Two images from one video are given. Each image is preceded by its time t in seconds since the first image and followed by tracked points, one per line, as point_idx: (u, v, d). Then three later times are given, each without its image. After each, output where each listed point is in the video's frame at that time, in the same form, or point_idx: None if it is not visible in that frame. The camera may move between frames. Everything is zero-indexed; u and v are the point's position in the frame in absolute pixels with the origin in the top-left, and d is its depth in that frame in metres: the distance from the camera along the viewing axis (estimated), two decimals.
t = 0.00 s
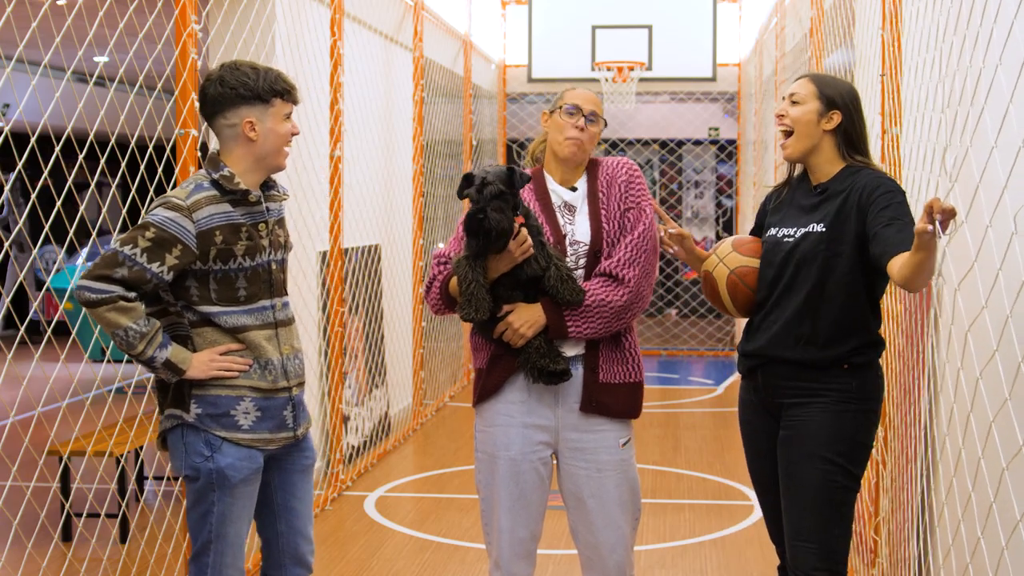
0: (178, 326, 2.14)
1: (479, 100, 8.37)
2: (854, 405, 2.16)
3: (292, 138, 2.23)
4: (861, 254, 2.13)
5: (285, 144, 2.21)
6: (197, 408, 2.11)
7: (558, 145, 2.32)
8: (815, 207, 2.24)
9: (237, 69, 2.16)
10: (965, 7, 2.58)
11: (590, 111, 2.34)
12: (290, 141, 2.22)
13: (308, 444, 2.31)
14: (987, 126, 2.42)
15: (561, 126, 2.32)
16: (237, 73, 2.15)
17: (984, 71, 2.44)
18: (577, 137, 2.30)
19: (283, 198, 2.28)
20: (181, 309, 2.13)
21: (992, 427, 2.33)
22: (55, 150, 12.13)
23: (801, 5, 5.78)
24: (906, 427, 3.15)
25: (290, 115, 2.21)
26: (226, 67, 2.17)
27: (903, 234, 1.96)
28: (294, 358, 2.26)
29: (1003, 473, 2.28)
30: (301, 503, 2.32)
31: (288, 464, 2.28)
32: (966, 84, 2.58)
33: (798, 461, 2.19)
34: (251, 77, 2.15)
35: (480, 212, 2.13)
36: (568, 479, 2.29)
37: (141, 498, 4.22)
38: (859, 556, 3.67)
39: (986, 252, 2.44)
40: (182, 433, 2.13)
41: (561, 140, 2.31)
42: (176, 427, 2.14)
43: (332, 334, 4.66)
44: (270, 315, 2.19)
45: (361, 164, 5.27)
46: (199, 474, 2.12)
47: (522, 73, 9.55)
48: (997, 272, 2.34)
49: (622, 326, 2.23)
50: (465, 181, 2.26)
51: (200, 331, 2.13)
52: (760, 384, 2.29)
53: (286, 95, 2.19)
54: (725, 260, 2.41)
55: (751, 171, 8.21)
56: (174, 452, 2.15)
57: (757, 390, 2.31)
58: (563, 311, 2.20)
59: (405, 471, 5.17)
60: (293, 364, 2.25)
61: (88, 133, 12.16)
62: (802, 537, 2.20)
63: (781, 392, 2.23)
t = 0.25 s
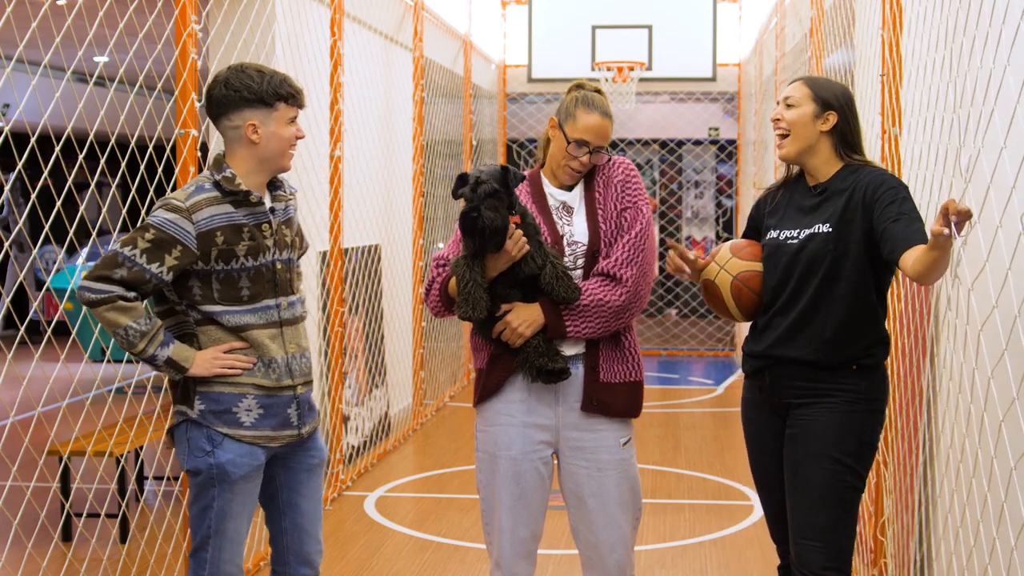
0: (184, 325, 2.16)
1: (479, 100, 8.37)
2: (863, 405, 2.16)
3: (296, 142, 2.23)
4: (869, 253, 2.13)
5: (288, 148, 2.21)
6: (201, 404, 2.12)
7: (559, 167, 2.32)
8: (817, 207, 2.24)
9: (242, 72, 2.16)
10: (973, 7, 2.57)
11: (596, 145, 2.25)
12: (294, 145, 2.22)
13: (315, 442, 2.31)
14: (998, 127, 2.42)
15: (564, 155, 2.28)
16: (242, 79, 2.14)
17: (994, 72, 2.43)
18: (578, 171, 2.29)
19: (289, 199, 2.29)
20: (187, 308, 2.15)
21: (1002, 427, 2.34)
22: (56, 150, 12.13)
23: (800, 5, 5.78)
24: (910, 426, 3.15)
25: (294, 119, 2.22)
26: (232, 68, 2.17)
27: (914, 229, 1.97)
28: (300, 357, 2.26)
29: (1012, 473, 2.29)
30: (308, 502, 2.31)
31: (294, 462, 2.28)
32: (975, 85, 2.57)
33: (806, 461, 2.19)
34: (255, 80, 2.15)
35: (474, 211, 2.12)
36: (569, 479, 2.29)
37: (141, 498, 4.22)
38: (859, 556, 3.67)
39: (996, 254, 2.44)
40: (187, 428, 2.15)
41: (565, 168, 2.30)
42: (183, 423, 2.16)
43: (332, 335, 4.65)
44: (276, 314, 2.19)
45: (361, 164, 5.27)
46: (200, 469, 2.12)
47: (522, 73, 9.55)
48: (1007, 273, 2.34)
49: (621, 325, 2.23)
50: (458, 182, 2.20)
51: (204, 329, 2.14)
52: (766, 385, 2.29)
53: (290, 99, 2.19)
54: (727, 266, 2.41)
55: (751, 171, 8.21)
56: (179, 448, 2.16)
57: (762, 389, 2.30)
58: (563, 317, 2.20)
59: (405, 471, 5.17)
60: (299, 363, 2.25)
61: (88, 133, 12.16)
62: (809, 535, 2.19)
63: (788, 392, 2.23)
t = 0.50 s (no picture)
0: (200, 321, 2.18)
1: (479, 100, 8.37)
2: (871, 404, 2.16)
3: (308, 141, 2.22)
4: (873, 251, 2.14)
5: (301, 147, 2.20)
6: (213, 399, 2.15)
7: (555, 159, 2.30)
8: (818, 207, 2.25)
9: (252, 72, 2.17)
10: (971, 7, 2.57)
11: (591, 132, 2.24)
12: (307, 143, 2.22)
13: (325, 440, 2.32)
14: (994, 128, 2.42)
15: (558, 146, 2.27)
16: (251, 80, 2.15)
17: (992, 72, 2.43)
18: (575, 161, 2.27)
19: (305, 197, 2.30)
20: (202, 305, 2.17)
21: (1000, 426, 2.34)
22: (55, 150, 12.14)
23: (800, 4, 5.78)
24: (910, 425, 3.15)
25: (305, 118, 2.21)
26: (241, 71, 2.18)
27: (917, 226, 1.97)
28: (314, 354, 2.26)
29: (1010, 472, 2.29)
30: (302, 499, 2.32)
31: (300, 459, 2.29)
32: (972, 86, 2.57)
33: (814, 461, 2.18)
34: (265, 80, 2.16)
35: (469, 210, 2.13)
36: (565, 478, 2.29)
37: (141, 498, 4.22)
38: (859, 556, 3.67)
39: (993, 255, 2.45)
40: (201, 423, 2.17)
41: (561, 160, 2.28)
42: (197, 417, 2.18)
43: (332, 334, 4.66)
44: (290, 311, 2.20)
45: (361, 164, 5.27)
46: (213, 461, 2.14)
47: (522, 73, 9.55)
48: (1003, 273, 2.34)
49: (617, 330, 2.23)
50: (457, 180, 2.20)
51: (219, 325, 2.16)
52: (772, 386, 2.28)
53: (300, 99, 2.19)
54: (728, 271, 2.41)
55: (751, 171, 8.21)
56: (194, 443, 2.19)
57: (770, 389, 2.29)
58: (557, 314, 2.20)
59: (405, 471, 5.17)
60: (312, 360, 2.25)
61: (88, 133, 12.17)
62: (817, 535, 2.18)
63: (796, 391, 2.23)
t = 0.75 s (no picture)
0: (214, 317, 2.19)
1: (479, 100, 8.37)
2: (880, 402, 2.16)
3: (331, 146, 2.22)
4: (882, 252, 2.14)
5: (323, 152, 2.21)
6: (224, 394, 2.16)
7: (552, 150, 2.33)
8: (824, 211, 2.25)
9: (280, 77, 2.18)
10: (969, 6, 2.56)
11: (586, 117, 2.30)
12: (329, 147, 2.21)
13: (333, 436, 2.33)
14: (993, 128, 2.41)
15: (556, 135, 2.31)
16: (279, 84, 2.16)
17: (990, 72, 2.42)
18: (574, 148, 2.30)
19: (329, 200, 2.31)
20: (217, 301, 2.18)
21: (997, 425, 2.33)
22: (55, 150, 12.14)
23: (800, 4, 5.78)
24: (910, 425, 3.15)
25: (329, 123, 2.21)
26: (274, 73, 2.20)
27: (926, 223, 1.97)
28: (325, 353, 2.26)
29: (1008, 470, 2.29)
30: (307, 493, 2.33)
31: (308, 453, 2.30)
32: (971, 85, 2.56)
33: (825, 460, 2.18)
34: (291, 84, 2.17)
35: (457, 205, 2.20)
36: (565, 479, 2.29)
37: (141, 498, 4.22)
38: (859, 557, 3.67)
39: (992, 253, 2.44)
40: (214, 418, 2.19)
41: (558, 148, 2.31)
42: (209, 412, 2.21)
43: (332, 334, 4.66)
44: (304, 310, 2.20)
45: (361, 164, 5.27)
46: (225, 456, 2.17)
47: (522, 73, 9.55)
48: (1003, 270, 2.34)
49: (615, 335, 2.22)
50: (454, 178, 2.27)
51: (232, 323, 2.17)
52: (780, 384, 2.28)
53: (326, 104, 2.20)
54: (726, 271, 2.44)
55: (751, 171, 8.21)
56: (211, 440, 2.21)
57: (778, 387, 2.28)
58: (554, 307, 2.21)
59: (405, 471, 5.17)
60: (323, 359, 2.25)
61: (87, 133, 12.17)
62: (825, 533, 2.18)
63: (804, 389, 2.22)
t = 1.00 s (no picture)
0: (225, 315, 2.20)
1: (479, 100, 8.37)
2: (886, 405, 2.17)
3: (343, 148, 2.21)
4: (886, 252, 2.14)
5: (334, 155, 2.20)
6: (233, 392, 2.16)
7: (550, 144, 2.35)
8: (826, 212, 2.25)
9: (293, 78, 2.19)
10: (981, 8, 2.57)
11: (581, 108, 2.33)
12: (340, 149, 2.21)
13: (340, 435, 2.33)
14: (1004, 128, 2.41)
15: (550, 128, 2.34)
16: (290, 85, 2.17)
17: (1003, 73, 2.43)
18: (570, 138, 2.32)
19: (341, 203, 2.31)
20: (229, 300, 2.17)
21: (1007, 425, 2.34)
22: (55, 150, 12.14)
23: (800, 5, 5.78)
24: (913, 426, 3.15)
25: (341, 126, 2.20)
26: (290, 75, 2.20)
27: (933, 222, 1.97)
28: (335, 352, 2.26)
29: (1016, 471, 2.29)
30: (312, 491, 2.33)
31: (314, 450, 2.31)
32: (981, 87, 2.57)
33: (830, 463, 2.18)
34: (303, 85, 2.17)
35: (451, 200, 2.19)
36: (566, 479, 2.28)
37: (141, 498, 4.22)
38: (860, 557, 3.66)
39: (1005, 253, 2.44)
40: (224, 415, 2.20)
41: (556, 140, 2.33)
42: (219, 408, 2.22)
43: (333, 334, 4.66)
44: (315, 310, 2.20)
45: (361, 163, 5.27)
46: (234, 452, 2.17)
47: (522, 73, 9.55)
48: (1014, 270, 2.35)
49: (616, 334, 2.22)
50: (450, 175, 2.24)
51: (243, 321, 2.17)
52: (783, 387, 2.27)
53: (337, 106, 2.19)
54: (722, 273, 2.45)
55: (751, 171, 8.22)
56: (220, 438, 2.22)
57: (782, 390, 2.28)
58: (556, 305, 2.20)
59: (406, 471, 5.17)
60: (333, 359, 2.25)
61: (87, 133, 12.17)
62: (830, 535, 2.18)
63: (810, 392, 2.22)
